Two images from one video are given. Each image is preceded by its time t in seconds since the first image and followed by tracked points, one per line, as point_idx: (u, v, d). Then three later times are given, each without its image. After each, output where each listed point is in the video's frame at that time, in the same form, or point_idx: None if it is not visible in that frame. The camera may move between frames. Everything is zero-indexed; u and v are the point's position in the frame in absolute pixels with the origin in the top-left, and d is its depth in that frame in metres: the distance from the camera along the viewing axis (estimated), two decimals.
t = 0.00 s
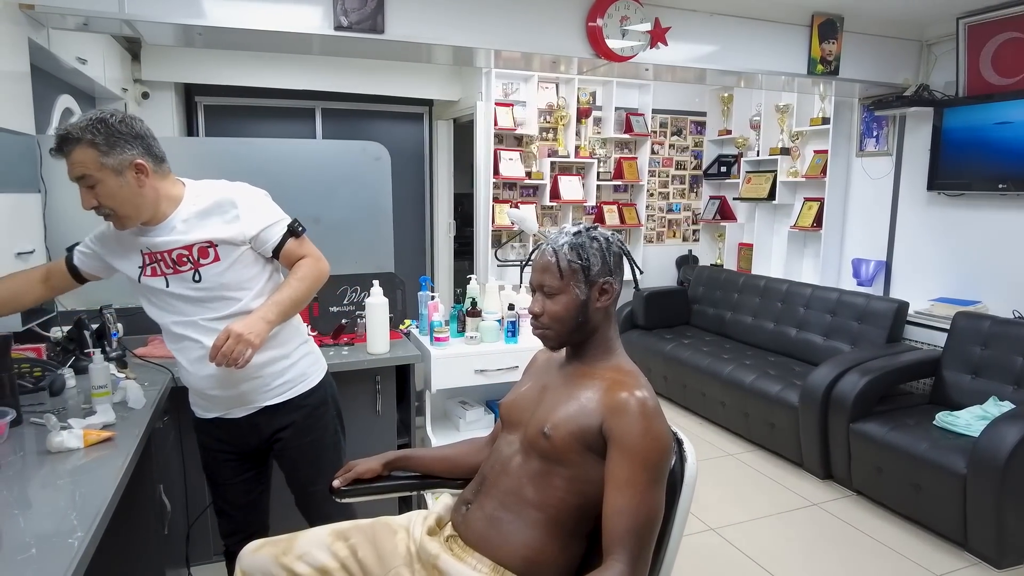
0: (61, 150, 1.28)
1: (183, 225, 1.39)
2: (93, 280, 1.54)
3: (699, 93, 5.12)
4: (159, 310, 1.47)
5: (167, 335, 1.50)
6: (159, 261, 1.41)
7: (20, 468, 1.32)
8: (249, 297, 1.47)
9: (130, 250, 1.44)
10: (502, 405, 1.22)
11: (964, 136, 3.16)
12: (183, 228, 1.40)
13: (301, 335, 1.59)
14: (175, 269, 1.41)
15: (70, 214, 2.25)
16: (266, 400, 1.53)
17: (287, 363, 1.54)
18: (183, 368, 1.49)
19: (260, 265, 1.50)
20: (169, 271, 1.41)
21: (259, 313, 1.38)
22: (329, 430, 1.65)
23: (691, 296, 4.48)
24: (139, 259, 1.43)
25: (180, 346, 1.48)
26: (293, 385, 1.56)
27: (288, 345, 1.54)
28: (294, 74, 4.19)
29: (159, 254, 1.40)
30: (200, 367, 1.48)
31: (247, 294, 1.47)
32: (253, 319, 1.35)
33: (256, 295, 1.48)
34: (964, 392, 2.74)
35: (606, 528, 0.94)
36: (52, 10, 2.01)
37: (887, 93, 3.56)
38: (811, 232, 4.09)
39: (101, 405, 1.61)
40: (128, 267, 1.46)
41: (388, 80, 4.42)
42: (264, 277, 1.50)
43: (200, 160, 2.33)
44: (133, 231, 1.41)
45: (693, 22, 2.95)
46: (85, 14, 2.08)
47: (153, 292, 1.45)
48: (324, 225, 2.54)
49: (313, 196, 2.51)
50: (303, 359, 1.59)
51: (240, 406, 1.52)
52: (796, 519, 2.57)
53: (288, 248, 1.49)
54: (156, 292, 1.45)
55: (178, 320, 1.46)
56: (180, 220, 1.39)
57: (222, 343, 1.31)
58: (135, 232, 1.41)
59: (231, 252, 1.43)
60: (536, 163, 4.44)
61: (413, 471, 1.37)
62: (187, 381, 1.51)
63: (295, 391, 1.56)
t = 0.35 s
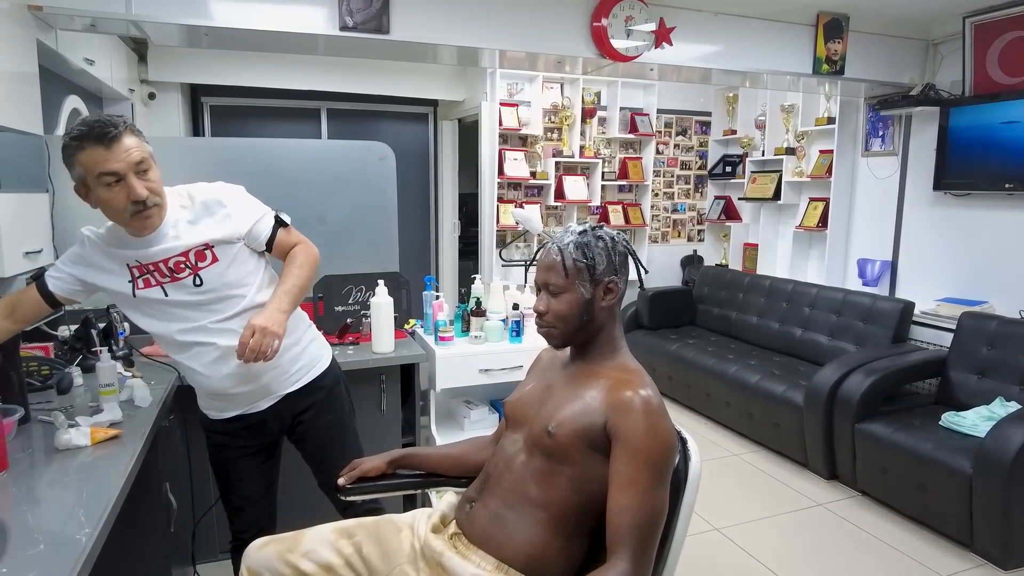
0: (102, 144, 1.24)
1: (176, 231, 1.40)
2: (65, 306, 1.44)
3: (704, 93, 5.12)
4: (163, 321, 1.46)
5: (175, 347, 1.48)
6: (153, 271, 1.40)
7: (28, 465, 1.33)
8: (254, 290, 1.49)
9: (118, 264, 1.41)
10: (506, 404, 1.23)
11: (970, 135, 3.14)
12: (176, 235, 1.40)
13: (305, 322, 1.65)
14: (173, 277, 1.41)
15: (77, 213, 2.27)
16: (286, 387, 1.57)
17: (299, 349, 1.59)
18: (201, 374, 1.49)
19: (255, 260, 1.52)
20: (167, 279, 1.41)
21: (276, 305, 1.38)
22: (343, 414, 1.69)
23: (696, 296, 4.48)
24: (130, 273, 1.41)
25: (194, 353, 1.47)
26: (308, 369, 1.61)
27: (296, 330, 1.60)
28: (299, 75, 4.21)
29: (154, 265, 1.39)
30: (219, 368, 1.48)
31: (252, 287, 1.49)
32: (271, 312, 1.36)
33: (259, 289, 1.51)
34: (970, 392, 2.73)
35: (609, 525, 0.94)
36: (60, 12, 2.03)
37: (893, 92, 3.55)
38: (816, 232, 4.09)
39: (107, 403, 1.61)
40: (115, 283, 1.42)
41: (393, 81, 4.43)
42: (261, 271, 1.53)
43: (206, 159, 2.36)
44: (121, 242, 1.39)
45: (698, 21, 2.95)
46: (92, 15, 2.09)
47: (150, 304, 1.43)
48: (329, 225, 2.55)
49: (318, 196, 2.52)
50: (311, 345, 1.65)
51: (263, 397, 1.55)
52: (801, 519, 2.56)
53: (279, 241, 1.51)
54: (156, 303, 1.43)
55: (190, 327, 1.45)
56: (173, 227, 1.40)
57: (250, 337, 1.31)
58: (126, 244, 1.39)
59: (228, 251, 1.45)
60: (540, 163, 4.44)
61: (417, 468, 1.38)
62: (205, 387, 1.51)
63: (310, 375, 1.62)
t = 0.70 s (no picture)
0: (132, 137, 1.28)
1: (184, 232, 1.41)
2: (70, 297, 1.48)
3: (708, 92, 5.10)
4: (166, 318, 1.47)
5: (178, 344, 1.49)
6: (157, 268, 1.41)
7: (30, 464, 1.34)
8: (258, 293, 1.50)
9: (124, 259, 1.43)
10: (506, 404, 1.23)
11: (974, 135, 3.13)
12: (183, 235, 1.40)
13: (309, 324, 1.65)
14: (177, 276, 1.42)
15: (81, 214, 2.28)
16: (288, 388, 1.57)
17: (302, 351, 1.60)
18: (202, 372, 1.50)
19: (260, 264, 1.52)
20: (171, 277, 1.42)
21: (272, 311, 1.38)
22: (348, 415, 1.71)
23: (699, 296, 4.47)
24: (135, 268, 1.43)
25: (195, 352, 1.48)
26: (310, 371, 1.61)
27: (300, 332, 1.60)
28: (303, 75, 4.22)
29: (159, 262, 1.40)
30: (221, 368, 1.49)
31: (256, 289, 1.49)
32: (265, 317, 1.36)
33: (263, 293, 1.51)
34: (974, 393, 2.71)
35: (608, 525, 0.94)
36: (64, 14, 2.04)
37: (896, 92, 3.53)
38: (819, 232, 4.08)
39: (109, 403, 1.61)
40: (121, 276, 1.45)
41: (396, 81, 4.43)
42: (266, 274, 1.53)
43: (209, 160, 2.37)
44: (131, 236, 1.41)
45: (700, 21, 2.94)
46: (95, 17, 2.10)
47: (153, 299, 1.45)
48: (331, 226, 2.55)
49: (320, 197, 2.53)
50: (315, 346, 1.66)
51: (265, 398, 1.55)
52: (803, 520, 2.56)
53: (286, 246, 1.50)
54: (159, 300, 1.45)
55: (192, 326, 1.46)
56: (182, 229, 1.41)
57: (240, 341, 1.31)
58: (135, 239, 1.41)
59: (234, 254, 1.45)
60: (543, 163, 4.44)
61: (416, 468, 1.38)
62: (207, 385, 1.52)
63: (314, 376, 1.62)
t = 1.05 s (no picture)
0: (197, 121, 1.33)
1: (222, 221, 1.42)
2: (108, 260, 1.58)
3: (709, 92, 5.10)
4: (187, 301, 1.50)
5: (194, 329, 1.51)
6: (188, 249, 1.44)
7: (30, 464, 1.34)
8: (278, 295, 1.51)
9: (164, 233, 1.48)
10: (505, 404, 1.22)
11: (977, 134, 3.12)
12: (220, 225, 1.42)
13: (324, 332, 1.66)
14: (204, 261, 1.44)
15: (82, 214, 2.29)
16: (296, 392, 1.57)
17: (314, 357, 1.60)
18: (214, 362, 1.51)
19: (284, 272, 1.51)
20: (198, 261, 1.45)
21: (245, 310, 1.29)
22: (351, 419, 1.71)
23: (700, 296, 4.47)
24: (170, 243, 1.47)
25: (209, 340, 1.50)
26: (321, 378, 1.62)
27: (315, 340, 1.61)
28: (304, 75, 4.22)
29: (190, 244, 1.43)
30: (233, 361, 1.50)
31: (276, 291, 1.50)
32: (231, 313, 1.26)
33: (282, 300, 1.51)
34: (976, 393, 2.70)
35: (606, 526, 0.94)
36: (65, 14, 2.05)
37: (899, 91, 3.52)
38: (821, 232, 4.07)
39: (110, 403, 1.61)
40: (156, 247, 1.50)
41: (398, 81, 4.44)
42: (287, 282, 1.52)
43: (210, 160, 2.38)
44: (175, 214, 1.45)
45: (701, 20, 2.94)
46: (96, 17, 2.11)
47: (178, 277, 1.49)
48: (332, 226, 2.55)
49: (321, 196, 2.53)
50: (326, 354, 1.66)
51: (271, 399, 1.55)
52: (804, 520, 2.55)
53: (301, 265, 1.45)
54: (183, 279, 1.49)
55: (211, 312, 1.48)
56: (219, 217, 1.42)
57: (193, 325, 1.21)
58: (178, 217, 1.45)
59: (262, 252, 1.45)
60: (545, 163, 4.44)
61: (415, 468, 1.38)
62: (216, 377, 1.53)
63: (323, 383, 1.63)
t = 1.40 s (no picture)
0: (297, 121, 1.40)
1: (318, 215, 1.53)
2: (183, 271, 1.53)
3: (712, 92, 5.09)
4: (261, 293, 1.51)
5: (263, 320, 1.53)
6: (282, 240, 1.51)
7: (33, 463, 1.34)
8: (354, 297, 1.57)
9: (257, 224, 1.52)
10: (507, 404, 1.22)
11: (980, 134, 3.11)
12: (318, 220, 1.53)
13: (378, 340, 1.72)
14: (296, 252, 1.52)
15: (85, 214, 2.29)
16: (350, 393, 1.60)
17: (370, 361, 1.65)
18: (280, 353, 1.53)
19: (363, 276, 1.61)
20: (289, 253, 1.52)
21: (336, 284, 1.42)
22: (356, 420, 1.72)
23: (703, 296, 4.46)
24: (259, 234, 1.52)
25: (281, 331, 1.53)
26: (373, 382, 1.65)
27: (372, 345, 1.66)
28: (307, 75, 4.22)
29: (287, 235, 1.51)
30: (300, 354, 1.53)
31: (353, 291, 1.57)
32: (324, 278, 1.41)
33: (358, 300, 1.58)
34: (980, 394, 2.70)
35: (608, 527, 0.93)
36: (69, 14, 2.05)
37: (902, 91, 3.51)
38: (824, 232, 4.06)
39: (112, 402, 1.64)
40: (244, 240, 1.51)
41: (400, 81, 4.44)
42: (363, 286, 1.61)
43: (212, 160, 2.38)
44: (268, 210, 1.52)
45: (704, 20, 2.93)
46: (100, 17, 2.11)
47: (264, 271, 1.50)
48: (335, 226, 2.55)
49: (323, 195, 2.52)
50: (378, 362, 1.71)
51: (327, 396, 1.57)
52: (807, 521, 2.54)
53: (376, 260, 1.55)
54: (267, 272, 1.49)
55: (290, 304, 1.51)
56: (314, 214, 1.52)
57: (289, 272, 1.37)
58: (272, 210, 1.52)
59: (352, 246, 1.57)
60: (547, 163, 4.44)
61: (417, 468, 1.38)
62: (277, 368, 1.53)
63: (374, 388, 1.66)
